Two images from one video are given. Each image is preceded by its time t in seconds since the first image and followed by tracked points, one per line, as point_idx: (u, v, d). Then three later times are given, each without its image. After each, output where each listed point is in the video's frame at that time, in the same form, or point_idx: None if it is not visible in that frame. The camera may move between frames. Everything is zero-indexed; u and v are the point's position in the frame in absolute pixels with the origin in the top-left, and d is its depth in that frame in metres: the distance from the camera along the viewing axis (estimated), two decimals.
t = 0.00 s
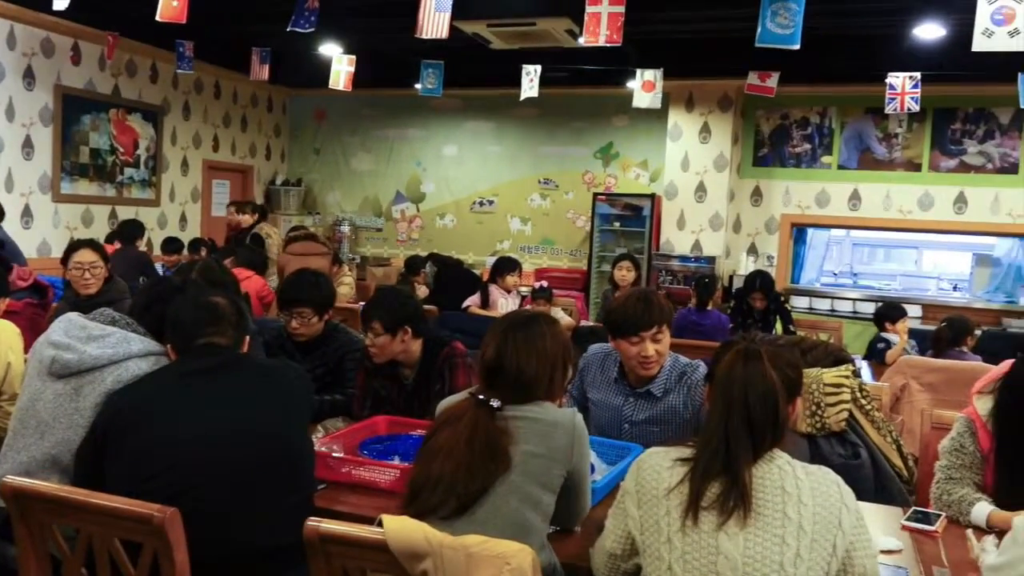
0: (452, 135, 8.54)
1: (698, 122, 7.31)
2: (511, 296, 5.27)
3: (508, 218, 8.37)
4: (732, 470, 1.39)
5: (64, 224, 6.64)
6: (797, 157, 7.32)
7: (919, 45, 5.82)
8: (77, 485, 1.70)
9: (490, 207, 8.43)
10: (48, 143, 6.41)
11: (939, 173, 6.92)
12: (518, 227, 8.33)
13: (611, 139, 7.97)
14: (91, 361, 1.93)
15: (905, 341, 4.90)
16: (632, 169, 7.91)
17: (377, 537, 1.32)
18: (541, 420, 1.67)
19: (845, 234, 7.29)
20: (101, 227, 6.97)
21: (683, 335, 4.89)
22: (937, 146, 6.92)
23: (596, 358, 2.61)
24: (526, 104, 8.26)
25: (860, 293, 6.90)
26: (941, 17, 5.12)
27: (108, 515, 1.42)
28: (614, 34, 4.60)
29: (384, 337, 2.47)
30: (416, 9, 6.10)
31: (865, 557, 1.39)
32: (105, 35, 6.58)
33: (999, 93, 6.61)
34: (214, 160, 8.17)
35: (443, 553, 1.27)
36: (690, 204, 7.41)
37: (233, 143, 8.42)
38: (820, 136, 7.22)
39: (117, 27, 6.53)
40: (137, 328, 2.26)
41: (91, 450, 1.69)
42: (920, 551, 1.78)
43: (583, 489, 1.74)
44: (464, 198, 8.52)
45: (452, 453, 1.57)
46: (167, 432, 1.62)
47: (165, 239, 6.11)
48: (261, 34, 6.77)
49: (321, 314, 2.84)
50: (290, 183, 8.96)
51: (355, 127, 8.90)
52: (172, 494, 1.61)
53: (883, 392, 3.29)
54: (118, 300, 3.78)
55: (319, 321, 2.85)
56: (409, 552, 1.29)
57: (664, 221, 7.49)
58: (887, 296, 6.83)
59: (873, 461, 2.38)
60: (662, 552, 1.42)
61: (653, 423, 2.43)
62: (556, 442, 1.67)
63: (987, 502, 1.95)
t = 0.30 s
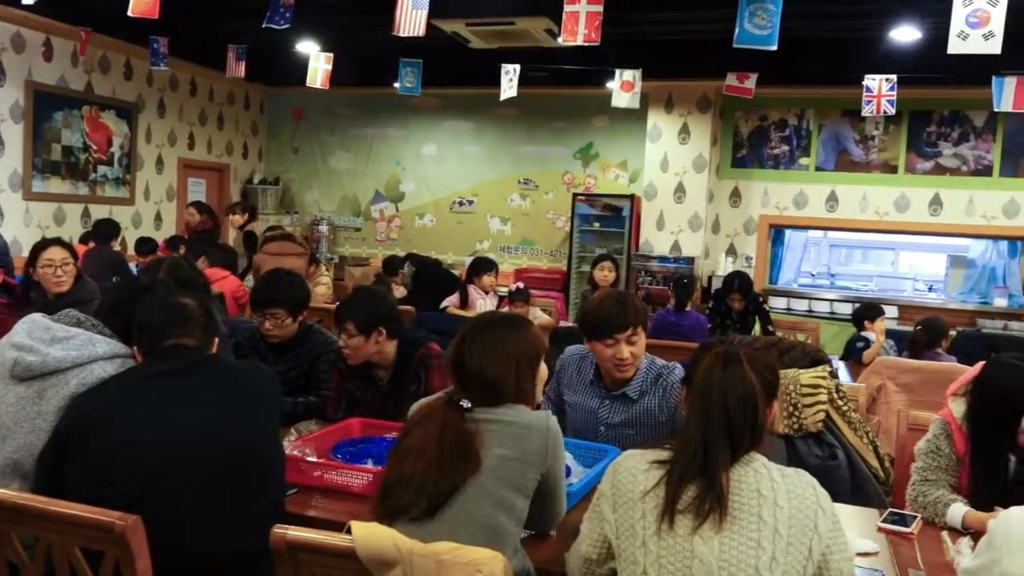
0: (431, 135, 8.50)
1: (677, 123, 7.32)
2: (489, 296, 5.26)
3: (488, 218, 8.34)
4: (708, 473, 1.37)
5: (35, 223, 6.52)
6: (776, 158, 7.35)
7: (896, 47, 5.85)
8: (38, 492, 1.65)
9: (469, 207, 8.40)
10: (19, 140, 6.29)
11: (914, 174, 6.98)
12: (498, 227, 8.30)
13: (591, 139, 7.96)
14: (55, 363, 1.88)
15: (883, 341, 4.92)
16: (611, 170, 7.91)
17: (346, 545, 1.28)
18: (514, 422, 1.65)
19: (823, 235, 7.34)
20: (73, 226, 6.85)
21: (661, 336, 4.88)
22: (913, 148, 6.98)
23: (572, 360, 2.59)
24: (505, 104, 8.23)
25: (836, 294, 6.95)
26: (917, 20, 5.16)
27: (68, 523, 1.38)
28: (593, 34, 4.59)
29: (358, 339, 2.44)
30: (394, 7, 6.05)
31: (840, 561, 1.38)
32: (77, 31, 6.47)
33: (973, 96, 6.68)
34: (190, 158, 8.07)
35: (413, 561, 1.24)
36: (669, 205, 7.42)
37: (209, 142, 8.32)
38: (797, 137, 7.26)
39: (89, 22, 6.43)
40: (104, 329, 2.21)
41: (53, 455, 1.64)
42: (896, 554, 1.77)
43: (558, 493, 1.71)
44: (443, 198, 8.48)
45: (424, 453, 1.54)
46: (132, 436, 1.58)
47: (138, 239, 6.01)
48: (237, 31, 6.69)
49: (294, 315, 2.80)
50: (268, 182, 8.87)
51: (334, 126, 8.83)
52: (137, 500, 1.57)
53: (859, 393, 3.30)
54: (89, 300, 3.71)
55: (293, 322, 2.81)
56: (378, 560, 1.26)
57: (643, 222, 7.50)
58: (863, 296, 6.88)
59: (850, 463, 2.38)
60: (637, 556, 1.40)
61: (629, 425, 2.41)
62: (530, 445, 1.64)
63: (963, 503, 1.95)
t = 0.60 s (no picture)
0: (420, 132, 8.47)
1: (666, 120, 7.33)
2: (479, 295, 5.32)
3: (478, 216, 8.33)
4: (705, 460, 1.38)
5: (20, 221, 6.45)
6: (764, 156, 7.37)
7: (885, 44, 5.88)
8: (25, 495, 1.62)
9: (459, 204, 8.38)
10: (3, 137, 6.22)
11: (902, 172, 7.02)
12: (487, 224, 8.28)
13: (580, 137, 7.95)
14: (41, 364, 1.86)
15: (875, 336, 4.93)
16: (601, 167, 7.91)
17: (340, 547, 1.27)
18: (507, 421, 1.63)
19: (810, 233, 7.33)
20: (59, 224, 6.78)
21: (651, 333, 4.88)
22: (900, 146, 7.01)
23: (564, 359, 2.59)
24: (494, 102, 8.21)
25: (825, 291, 6.98)
26: (905, 18, 5.18)
27: (55, 526, 1.36)
28: (583, 31, 4.58)
29: (348, 338, 2.42)
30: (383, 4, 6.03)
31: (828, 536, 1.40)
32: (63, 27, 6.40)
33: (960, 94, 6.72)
34: (177, 156, 8.01)
35: (407, 562, 1.23)
36: (659, 203, 7.42)
37: (197, 139, 8.27)
38: (786, 135, 7.28)
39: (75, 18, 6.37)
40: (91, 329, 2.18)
41: (39, 458, 1.62)
42: (889, 550, 1.77)
43: (553, 490, 1.70)
44: (432, 195, 8.46)
45: (414, 450, 1.54)
46: (120, 437, 1.56)
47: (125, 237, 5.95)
48: (224, 27, 6.64)
49: (284, 314, 2.77)
50: (255, 180, 8.82)
51: (322, 124, 8.79)
52: (125, 502, 1.55)
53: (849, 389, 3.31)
54: (75, 299, 3.68)
55: (282, 321, 2.78)
56: (373, 561, 1.25)
57: (633, 220, 7.51)
58: (852, 293, 6.91)
59: (840, 459, 2.39)
60: (635, 538, 1.41)
61: (621, 424, 2.41)
62: (523, 444, 1.63)
63: (955, 499, 1.95)
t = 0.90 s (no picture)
0: (382, 132, 8.42)
1: (628, 117, 7.39)
2: (446, 295, 5.34)
3: (441, 215, 8.30)
4: (673, 441, 1.45)
5: None
6: (724, 151, 7.47)
7: (840, 40, 6.00)
8: None
9: (422, 204, 8.35)
10: None
11: (858, 165, 7.15)
12: (451, 223, 8.27)
13: (543, 134, 7.97)
14: None
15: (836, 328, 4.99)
16: (564, 165, 7.94)
17: (315, 551, 1.26)
18: (483, 420, 1.63)
19: (769, 227, 7.46)
20: (11, 230, 6.60)
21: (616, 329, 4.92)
22: (855, 140, 7.15)
23: (533, 357, 2.60)
24: (456, 100, 8.19)
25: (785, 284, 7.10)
26: (860, 15, 5.28)
27: (21, 540, 1.33)
28: (545, 28, 4.60)
29: (316, 341, 2.42)
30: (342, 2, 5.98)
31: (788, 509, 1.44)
32: (11, 27, 6.23)
33: (912, 89, 6.87)
34: (132, 158, 7.86)
35: (384, 563, 1.23)
36: (621, 199, 7.48)
37: (153, 141, 8.12)
38: (745, 131, 7.38)
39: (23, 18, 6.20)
40: (50, 338, 2.13)
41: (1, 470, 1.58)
42: (855, 536, 1.81)
43: (526, 487, 1.70)
44: (395, 194, 8.41)
45: (390, 449, 1.54)
46: (85, 446, 1.53)
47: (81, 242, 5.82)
48: (180, 27, 6.52)
49: (249, 318, 2.74)
50: (214, 182, 8.69)
51: (282, 124, 8.69)
52: (93, 513, 1.52)
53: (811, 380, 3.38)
54: (31, 307, 3.59)
55: (247, 325, 2.74)
56: (348, 565, 1.24)
57: (596, 216, 7.55)
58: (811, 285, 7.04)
59: (806, 449, 2.43)
60: (609, 509, 1.44)
61: (590, 421, 2.43)
62: (499, 443, 1.62)
63: (918, 485, 2.00)
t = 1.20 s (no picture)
0: (330, 123, 8.31)
1: (577, 109, 7.43)
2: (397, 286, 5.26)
3: (391, 206, 8.23)
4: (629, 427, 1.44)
5: None
6: (672, 142, 7.57)
7: (784, 34, 6.12)
8: None
9: (371, 195, 8.27)
10: None
11: (801, 156, 7.32)
12: (401, 215, 8.21)
13: (493, 126, 7.96)
14: None
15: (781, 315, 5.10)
16: (513, 156, 7.95)
17: (271, 545, 1.25)
18: (440, 414, 1.64)
19: (716, 217, 7.59)
20: None
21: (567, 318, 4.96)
22: (798, 131, 7.31)
23: (486, 346, 2.59)
24: (405, 91, 8.13)
25: (731, 273, 7.23)
26: (802, 9, 5.39)
27: None
28: (494, 19, 4.59)
29: (268, 333, 2.38)
30: None
31: (745, 498, 1.47)
32: None
33: (852, 81, 7.06)
34: (69, 150, 7.61)
35: (341, 555, 1.22)
36: (572, 190, 7.52)
37: (91, 133, 7.87)
38: (692, 122, 7.50)
39: None
40: None
41: None
42: (801, 516, 1.86)
43: (483, 481, 1.72)
44: (343, 186, 8.31)
45: (340, 444, 1.52)
46: (27, 445, 1.48)
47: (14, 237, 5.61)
48: (118, 15, 6.32)
49: (195, 312, 2.68)
50: (156, 174, 8.47)
51: (226, 115, 8.51)
52: (38, 513, 1.48)
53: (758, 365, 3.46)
54: None
55: (194, 319, 2.69)
56: (306, 557, 1.23)
57: (546, 207, 7.58)
58: (756, 273, 7.19)
59: (754, 433, 2.49)
60: (567, 503, 1.46)
61: (544, 409, 2.45)
62: (454, 437, 1.64)
63: (861, 465, 2.07)
